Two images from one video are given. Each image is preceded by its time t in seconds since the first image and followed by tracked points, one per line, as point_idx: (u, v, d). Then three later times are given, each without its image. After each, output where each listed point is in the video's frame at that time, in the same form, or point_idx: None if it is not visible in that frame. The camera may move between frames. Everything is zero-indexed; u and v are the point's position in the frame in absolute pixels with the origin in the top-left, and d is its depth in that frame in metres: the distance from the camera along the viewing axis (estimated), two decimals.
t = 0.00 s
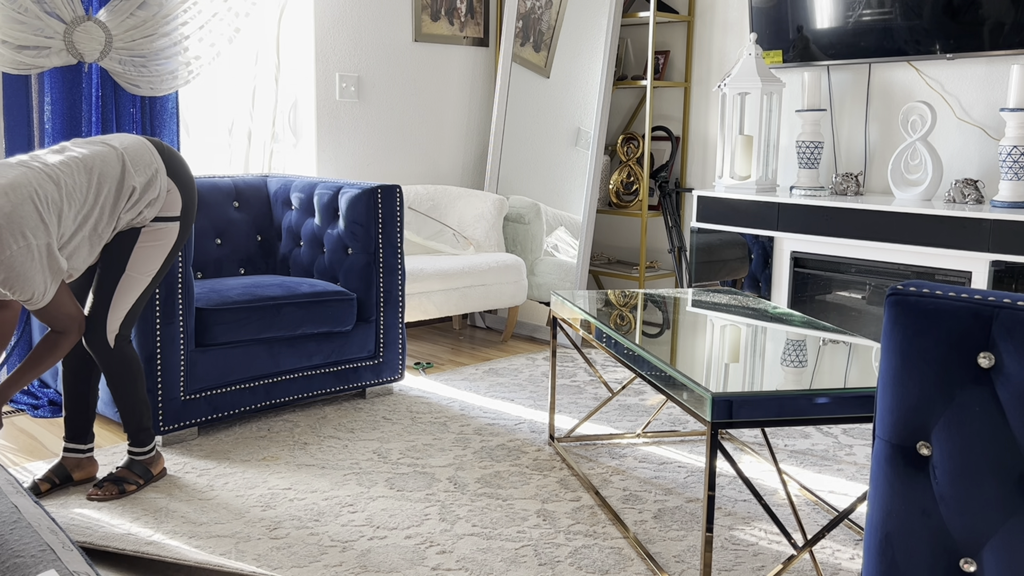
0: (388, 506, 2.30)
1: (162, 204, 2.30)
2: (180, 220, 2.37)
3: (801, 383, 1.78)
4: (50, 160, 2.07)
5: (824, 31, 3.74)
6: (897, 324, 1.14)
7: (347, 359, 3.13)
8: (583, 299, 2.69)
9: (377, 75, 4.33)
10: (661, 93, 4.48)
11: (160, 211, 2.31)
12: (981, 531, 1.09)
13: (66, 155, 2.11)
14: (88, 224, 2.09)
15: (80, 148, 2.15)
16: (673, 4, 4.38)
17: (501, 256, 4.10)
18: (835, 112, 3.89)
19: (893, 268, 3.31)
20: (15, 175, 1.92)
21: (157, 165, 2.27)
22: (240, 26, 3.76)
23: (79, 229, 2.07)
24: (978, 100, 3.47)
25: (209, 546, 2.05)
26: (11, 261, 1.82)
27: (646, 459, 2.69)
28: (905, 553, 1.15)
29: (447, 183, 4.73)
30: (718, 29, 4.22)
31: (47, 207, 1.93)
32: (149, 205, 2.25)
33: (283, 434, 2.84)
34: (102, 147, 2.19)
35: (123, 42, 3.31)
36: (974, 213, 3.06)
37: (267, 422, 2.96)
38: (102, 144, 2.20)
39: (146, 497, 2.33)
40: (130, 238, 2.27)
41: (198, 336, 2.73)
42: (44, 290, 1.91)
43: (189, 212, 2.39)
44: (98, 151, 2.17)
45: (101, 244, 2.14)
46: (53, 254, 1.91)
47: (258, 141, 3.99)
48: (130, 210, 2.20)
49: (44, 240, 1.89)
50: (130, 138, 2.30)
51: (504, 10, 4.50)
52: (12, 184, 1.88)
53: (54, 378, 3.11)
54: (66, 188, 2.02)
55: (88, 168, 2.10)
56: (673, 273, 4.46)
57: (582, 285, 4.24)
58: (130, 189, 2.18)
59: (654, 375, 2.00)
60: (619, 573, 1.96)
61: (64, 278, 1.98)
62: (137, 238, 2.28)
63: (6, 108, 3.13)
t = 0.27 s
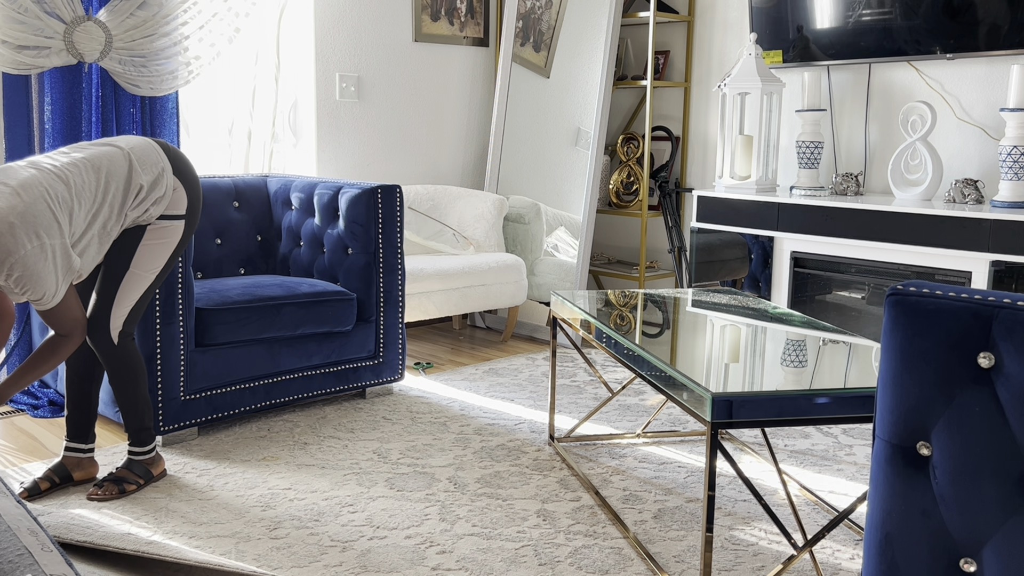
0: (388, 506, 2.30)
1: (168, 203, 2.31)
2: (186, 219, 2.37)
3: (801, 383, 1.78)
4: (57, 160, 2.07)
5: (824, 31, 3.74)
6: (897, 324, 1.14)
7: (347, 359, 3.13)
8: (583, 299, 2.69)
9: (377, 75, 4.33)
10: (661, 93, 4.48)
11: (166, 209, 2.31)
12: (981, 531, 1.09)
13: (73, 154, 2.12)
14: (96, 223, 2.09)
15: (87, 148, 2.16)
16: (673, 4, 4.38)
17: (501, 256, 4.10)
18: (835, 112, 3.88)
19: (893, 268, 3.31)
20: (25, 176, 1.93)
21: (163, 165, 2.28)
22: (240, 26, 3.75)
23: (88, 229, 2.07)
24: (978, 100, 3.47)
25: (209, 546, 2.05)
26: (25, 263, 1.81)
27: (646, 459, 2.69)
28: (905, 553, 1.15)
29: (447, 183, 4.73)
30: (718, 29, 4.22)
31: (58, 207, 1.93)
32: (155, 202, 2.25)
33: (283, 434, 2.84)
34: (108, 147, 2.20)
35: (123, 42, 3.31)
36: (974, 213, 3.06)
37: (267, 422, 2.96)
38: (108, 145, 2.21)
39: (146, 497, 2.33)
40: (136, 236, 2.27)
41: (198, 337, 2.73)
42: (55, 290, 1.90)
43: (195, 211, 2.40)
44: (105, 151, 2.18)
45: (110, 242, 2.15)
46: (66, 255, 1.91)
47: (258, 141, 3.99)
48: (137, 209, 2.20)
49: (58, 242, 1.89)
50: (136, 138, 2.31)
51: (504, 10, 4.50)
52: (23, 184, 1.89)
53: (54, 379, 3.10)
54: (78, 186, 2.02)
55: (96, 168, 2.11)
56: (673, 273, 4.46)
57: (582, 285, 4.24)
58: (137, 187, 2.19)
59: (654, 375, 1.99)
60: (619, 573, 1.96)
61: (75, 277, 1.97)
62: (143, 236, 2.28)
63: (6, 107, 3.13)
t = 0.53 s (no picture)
0: (388, 506, 2.30)
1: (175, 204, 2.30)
2: (193, 220, 2.37)
3: (801, 383, 1.78)
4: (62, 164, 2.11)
5: (824, 31, 3.74)
6: (897, 324, 1.14)
7: (347, 359, 3.12)
8: (583, 300, 2.69)
9: (377, 75, 4.33)
10: (661, 93, 4.48)
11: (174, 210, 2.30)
12: (982, 531, 1.09)
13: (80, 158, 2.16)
14: (99, 226, 2.12)
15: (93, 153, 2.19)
16: (674, 3, 4.38)
17: (501, 256, 4.10)
18: (835, 112, 3.89)
19: (893, 268, 3.31)
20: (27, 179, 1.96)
21: (171, 168, 2.30)
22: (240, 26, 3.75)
23: (90, 232, 2.09)
24: (978, 100, 3.47)
25: (209, 546, 2.05)
26: (18, 266, 1.83)
27: (646, 459, 2.69)
28: (905, 553, 1.15)
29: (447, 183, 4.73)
30: (718, 29, 4.22)
31: (60, 210, 1.96)
32: (162, 205, 2.26)
33: (283, 434, 2.84)
34: (115, 151, 2.23)
35: (123, 42, 3.31)
36: (974, 213, 3.06)
37: (267, 422, 2.96)
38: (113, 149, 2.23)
39: (146, 497, 2.33)
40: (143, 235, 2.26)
41: (198, 337, 2.73)
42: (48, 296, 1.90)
43: (202, 213, 2.39)
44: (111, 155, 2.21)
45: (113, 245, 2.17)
46: (62, 260, 1.92)
47: (258, 141, 3.99)
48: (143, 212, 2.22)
49: (55, 247, 1.90)
50: (146, 143, 2.34)
51: (504, 10, 4.50)
52: (28, 188, 1.93)
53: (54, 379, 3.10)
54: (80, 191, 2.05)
55: (100, 172, 2.14)
56: (673, 273, 4.46)
57: (582, 285, 4.24)
58: (142, 189, 2.21)
59: (654, 375, 2.00)
60: (619, 573, 1.96)
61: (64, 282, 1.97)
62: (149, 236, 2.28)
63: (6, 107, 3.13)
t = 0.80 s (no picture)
0: (388, 506, 2.30)
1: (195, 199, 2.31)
2: (212, 217, 2.37)
3: (801, 383, 1.78)
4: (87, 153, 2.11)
5: (824, 31, 3.74)
6: (897, 324, 1.14)
7: (347, 359, 3.13)
8: (583, 299, 2.69)
9: (377, 75, 4.33)
10: (661, 93, 4.48)
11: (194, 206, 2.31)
12: (982, 531, 1.09)
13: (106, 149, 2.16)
14: (117, 219, 2.12)
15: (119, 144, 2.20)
16: (673, 4, 4.38)
17: (501, 256, 4.10)
18: (835, 112, 3.89)
19: (893, 268, 3.31)
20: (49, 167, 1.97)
21: (192, 165, 2.30)
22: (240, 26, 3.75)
23: (107, 225, 2.09)
24: (978, 100, 3.47)
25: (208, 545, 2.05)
26: (23, 251, 1.84)
27: (646, 459, 2.69)
28: (905, 553, 1.15)
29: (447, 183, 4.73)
30: (718, 29, 4.22)
31: (76, 202, 1.96)
32: (181, 201, 2.27)
33: (283, 434, 2.84)
34: (139, 143, 2.23)
35: (123, 41, 3.31)
36: (974, 213, 3.06)
37: (267, 422, 2.96)
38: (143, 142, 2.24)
39: (146, 497, 2.33)
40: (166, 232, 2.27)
41: (198, 337, 2.73)
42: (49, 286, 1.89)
43: (221, 210, 2.40)
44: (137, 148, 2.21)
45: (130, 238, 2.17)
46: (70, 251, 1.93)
47: (258, 141, 3.99)
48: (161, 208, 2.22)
49: (64, 238, 1.91)
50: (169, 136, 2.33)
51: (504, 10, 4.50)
52: (44, 178, 1.94)
53: (54, 378, 3.10)
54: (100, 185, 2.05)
55: (123, 164, 2.14)
56: (673, 273, 4.46)
57: (583, 285, 4.24)
58: (163, 185, 2.21)
59: (654, 375, 2.00)
60: (619, 573, 1.96)
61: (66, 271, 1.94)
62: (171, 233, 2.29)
63: (7, 107, 3.13)
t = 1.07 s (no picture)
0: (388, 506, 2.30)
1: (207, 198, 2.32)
2: (224, 217, 2.39)
3: (800, 383, 1.78)
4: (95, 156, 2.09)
5: (824, 31, 3.74)
6: (897, 324, 1.14)
7: (347, 359, 3.13)
8: (584, 299, 2.69)
9: (377, 75, 4.33)
10: (661, 93, 4.48)
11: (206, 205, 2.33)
12: (982, 532, 1.09)
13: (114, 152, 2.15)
14: (128, 221, 2.11)
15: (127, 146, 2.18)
16: (673, 4, 4.38)
17: (501, 256, 4.11)
18: (835, 112, 3.88)
19: (893, 268, 3.31)
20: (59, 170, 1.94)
21: (203, 165, 2.30)
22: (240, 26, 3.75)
23: (118, 226, 2.09)
24: (978, 100, 3.47)
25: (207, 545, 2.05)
26: (40, 247, 1.74)
27: (646, 459, 2.69)
28: (905, 553, 1.15)
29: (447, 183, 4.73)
30: (718, 29, 4.22)
31: (88, 202, 1.93)
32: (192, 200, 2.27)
33: (283, 434, 2.84)
34: (150, 142, 2.22)
35: (123, 42, 3.31)
36: (974, 213, 3.06)
37: (267, 422, 2.96)
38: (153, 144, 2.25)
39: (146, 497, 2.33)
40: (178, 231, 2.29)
41: (198, 337, 2.73)
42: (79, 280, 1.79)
43: (235, 211, 2.42)
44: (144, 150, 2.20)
45: (141, 240, 2.16)
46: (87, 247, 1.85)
47: (257, 141, 3.99)
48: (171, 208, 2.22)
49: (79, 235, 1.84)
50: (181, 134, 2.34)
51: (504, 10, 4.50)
52: (58, 177, 1.89)
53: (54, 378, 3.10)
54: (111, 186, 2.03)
55: (133, 165, 2.13)
56: (673, 273, 4.46)
57: (583, 285, 4.24)
58: (173, 184, 2.21)
59: (654, 375, 2.00)
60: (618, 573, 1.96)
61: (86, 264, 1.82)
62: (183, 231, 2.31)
63: (7, 107, 3.12)
